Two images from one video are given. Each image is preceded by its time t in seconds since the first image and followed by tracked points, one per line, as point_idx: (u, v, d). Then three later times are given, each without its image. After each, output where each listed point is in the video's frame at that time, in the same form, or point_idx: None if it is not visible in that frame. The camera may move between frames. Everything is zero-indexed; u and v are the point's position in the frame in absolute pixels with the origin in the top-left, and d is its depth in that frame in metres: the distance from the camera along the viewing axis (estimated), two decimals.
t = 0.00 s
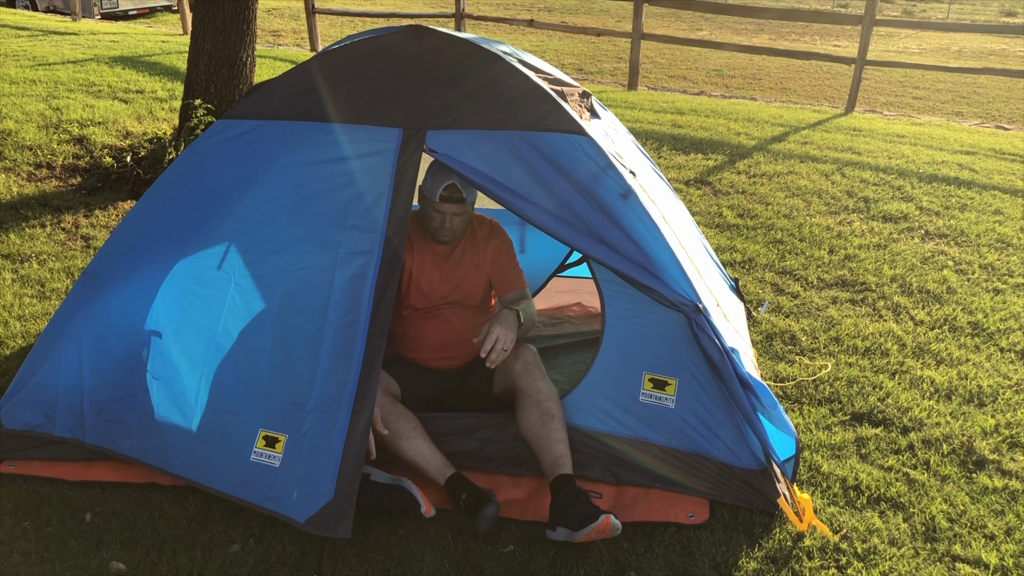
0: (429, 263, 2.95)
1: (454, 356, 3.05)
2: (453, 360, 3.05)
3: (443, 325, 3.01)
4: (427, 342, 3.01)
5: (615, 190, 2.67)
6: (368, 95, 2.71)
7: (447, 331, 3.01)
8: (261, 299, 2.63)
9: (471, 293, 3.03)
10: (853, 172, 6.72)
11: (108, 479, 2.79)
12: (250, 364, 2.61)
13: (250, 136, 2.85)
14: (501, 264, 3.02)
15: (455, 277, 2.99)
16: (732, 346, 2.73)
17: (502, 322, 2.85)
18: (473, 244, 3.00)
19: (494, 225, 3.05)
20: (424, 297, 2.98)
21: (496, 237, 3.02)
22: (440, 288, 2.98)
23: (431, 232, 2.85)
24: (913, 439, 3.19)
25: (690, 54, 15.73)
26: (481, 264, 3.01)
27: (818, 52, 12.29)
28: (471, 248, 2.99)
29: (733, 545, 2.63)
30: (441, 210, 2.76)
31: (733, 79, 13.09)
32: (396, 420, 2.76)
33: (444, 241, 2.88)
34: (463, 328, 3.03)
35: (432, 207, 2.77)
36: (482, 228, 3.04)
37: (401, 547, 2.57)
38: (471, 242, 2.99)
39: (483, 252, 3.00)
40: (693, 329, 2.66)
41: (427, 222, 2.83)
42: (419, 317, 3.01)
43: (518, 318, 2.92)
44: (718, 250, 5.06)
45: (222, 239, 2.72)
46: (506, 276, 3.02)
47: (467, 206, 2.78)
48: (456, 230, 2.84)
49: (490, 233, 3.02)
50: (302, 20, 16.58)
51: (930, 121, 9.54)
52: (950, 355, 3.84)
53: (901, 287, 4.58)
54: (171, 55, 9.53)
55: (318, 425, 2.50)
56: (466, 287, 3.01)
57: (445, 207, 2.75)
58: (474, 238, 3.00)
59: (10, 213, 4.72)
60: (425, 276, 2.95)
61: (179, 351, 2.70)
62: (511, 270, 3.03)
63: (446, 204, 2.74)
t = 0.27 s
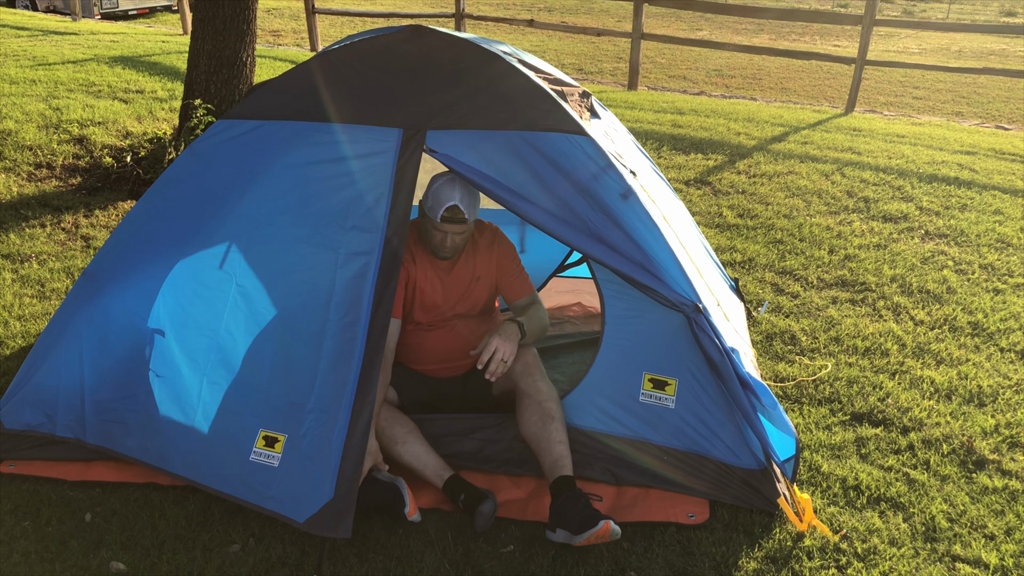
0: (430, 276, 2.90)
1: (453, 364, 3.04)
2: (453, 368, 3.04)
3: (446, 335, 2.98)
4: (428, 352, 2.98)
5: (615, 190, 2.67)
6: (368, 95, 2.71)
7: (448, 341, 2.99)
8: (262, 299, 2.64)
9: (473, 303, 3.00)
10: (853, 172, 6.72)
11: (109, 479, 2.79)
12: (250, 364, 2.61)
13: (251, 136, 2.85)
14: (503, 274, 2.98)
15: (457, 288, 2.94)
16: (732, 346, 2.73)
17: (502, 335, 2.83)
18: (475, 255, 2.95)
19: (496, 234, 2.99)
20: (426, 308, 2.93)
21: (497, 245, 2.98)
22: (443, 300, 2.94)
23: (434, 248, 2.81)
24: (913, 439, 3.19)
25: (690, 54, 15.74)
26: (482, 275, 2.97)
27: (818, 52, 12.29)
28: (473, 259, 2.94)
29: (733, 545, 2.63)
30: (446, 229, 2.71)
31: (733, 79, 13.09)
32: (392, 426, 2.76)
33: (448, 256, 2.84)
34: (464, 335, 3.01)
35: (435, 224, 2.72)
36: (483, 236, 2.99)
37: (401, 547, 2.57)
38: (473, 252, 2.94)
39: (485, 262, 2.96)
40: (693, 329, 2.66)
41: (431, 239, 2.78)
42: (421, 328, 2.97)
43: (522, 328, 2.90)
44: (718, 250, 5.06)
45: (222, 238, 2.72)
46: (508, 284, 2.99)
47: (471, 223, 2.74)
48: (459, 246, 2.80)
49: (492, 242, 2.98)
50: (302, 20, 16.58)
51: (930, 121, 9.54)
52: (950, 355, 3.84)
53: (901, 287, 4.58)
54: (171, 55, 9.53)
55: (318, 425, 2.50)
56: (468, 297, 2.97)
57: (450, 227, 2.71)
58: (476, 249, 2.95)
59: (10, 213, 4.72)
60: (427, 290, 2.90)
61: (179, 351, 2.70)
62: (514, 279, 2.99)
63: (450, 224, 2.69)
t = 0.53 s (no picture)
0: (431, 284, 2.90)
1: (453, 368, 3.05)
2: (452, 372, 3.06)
3: (446, 342, 2.99)
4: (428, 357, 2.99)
5: (615, 191, 2.67)
6: (368, 95, 2.71)
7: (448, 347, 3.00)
8: (262, 299, 2.64)
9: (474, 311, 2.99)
10: (853, 172, 6.72)
11: (109, 479, 2.79)
12: (250, 364, 2.61)
13: (251, 136, 2.85)
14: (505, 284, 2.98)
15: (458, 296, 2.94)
16: (732, 346, 2.73)
17: (505, 348, 2.84)
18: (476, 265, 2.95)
19: (499, 245, 2.99)
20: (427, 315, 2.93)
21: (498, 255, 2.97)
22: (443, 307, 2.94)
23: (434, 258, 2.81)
24: (913, 439, 3.19)
25: (690, 54, 15.73)
26: (483, 284, 2.96)
27: (818, 52, 12.29)
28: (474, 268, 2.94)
29: (733, 545, 2.63)
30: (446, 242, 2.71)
31: (733, 79, 13.09)
32: (391, 428, 2.76)
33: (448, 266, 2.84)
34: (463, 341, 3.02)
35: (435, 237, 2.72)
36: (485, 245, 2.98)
37: (401, 547, 2.57)
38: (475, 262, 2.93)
39: (486, 271, 2.96)
40: (693, 329, 2.66)
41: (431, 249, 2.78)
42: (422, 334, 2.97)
43: (524, 340, 2.91)
44: (718, 250, 5.06)
45: (222, 238, 2.72)
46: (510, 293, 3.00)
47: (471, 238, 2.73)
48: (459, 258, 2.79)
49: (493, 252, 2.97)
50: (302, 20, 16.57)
51: (930, 121, 9.54)
52: (950, 355, 3.84)
53: (901, 287, 4.58)
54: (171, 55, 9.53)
55: (318, 425, 2.50)
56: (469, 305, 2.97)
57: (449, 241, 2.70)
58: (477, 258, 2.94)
59: (10, 213, 4.72)
60: (427, 297, 2.90)
61: (179, 351, 2.70)
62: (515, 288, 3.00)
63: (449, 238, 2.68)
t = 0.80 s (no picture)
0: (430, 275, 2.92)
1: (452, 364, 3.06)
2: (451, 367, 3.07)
3: (444, 335, 3.01)
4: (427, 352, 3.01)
5: (615, 191, 2.67)
6: (368, 95, 2.71)
7: (446, 340, 3.02)
8: (262, 299, 2.64)
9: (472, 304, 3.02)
10: (853, 172, 6.72)
11: (109, 479, 2.79)
12: (250, 364, 2.61)
13: (251, 136, 2.85)
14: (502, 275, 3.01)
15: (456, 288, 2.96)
16: (732, 346, 2.73)
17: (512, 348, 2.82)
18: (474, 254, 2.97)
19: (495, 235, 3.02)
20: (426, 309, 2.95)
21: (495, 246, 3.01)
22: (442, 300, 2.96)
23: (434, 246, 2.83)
24: (913, 439, 3.19)
25: (690, 54, 15.73)
26: (482, 275, 2.98)
27: (818, 52, 12.29)
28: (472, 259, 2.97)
29: (733, 545, 2.63)
30: (446, 225, 2.74)
31: (733, 79, 13.09)
32: (390, 429, 2.76)
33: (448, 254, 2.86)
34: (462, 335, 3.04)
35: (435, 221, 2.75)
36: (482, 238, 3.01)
37: (400, 547, 2.57)
38: (473, 252, 2.97)
39: (484, 261, 2.98)
40: (694, 329, 2.66)
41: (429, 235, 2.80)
42: (421, 328, 2.98)
43: (524, 339, 2.90)
44: (718, 250, 5.06)
45: (222, 238, 2.72)
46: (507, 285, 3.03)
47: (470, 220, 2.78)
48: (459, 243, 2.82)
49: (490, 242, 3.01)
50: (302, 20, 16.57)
51: (930, 121, 9.54)
52: (950, 355, 3.84)
53: (901, 287, 4.58)
54: (171, 55, 9.52)
55: (319, 425, 2.50)
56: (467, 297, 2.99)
57: (449, 223, 2.74)
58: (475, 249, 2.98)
59: (10, 213, 4.72)
60: (427, 291, 2.92)
61: (179, 351, 2.70)
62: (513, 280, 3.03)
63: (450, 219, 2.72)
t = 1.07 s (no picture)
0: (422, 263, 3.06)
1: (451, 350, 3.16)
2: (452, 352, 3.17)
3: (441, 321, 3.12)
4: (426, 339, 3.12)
5: (615, 190, 2.67)
6: (368, 95, 2.71)
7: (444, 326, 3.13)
8: (262, 300, 2.64)
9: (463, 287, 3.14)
10: (853, 172, 6.73)
11: (109, 479, 2.79)
12: (251, 364, 2.61)
13: (251, 136, 2.86)
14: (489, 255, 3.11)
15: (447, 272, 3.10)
16: (732, 346, 2.73)
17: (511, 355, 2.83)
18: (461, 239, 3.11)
19: (483, 220, 3.17)
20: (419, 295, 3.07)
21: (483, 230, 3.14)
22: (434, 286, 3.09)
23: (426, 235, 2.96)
24: (913, 439, 3.19)
25: (690, 54, 15.73)
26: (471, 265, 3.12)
27: (818, 53, 12.29)
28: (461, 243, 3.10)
29: (733, 545, 2.63)
30: (436, 212, 2.87)
31: (733, 79, 13.09)
32: (390, 430, 2.76)
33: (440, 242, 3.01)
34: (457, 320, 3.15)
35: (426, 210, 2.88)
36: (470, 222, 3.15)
37: (401, 547, 2.57)
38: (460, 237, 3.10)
39: (471, 244, 3.11)
40: (694, 329, 2.66)
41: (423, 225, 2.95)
42: (416, 315, 3.12)
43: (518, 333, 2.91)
44: (718, 250, 5.06)
45: (222, 239, 2.72)
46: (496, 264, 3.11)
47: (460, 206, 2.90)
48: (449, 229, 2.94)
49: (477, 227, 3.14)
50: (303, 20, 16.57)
51: (930, 121, 9.54)
52: (950, 355, 3.84)
53: (901, 287, 4.58)
54: (171, 55, 9.52)
55: (319, 425, 2.50)
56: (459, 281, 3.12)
57: (439, 210, 2.87)
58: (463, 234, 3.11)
59: (10, 213, 4.72)
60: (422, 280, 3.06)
61: (179, 351, 2.70)
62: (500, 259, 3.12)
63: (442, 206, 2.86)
